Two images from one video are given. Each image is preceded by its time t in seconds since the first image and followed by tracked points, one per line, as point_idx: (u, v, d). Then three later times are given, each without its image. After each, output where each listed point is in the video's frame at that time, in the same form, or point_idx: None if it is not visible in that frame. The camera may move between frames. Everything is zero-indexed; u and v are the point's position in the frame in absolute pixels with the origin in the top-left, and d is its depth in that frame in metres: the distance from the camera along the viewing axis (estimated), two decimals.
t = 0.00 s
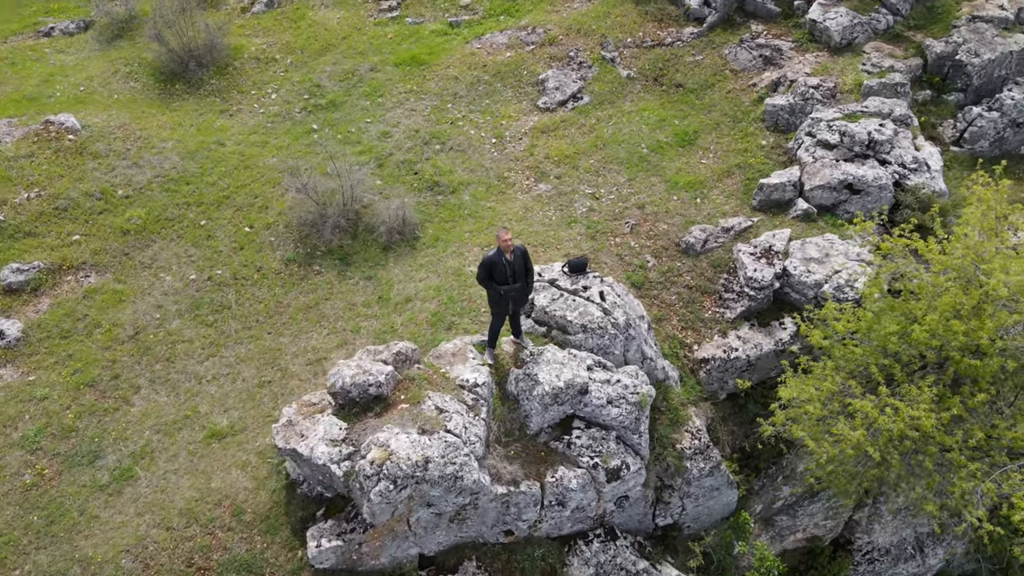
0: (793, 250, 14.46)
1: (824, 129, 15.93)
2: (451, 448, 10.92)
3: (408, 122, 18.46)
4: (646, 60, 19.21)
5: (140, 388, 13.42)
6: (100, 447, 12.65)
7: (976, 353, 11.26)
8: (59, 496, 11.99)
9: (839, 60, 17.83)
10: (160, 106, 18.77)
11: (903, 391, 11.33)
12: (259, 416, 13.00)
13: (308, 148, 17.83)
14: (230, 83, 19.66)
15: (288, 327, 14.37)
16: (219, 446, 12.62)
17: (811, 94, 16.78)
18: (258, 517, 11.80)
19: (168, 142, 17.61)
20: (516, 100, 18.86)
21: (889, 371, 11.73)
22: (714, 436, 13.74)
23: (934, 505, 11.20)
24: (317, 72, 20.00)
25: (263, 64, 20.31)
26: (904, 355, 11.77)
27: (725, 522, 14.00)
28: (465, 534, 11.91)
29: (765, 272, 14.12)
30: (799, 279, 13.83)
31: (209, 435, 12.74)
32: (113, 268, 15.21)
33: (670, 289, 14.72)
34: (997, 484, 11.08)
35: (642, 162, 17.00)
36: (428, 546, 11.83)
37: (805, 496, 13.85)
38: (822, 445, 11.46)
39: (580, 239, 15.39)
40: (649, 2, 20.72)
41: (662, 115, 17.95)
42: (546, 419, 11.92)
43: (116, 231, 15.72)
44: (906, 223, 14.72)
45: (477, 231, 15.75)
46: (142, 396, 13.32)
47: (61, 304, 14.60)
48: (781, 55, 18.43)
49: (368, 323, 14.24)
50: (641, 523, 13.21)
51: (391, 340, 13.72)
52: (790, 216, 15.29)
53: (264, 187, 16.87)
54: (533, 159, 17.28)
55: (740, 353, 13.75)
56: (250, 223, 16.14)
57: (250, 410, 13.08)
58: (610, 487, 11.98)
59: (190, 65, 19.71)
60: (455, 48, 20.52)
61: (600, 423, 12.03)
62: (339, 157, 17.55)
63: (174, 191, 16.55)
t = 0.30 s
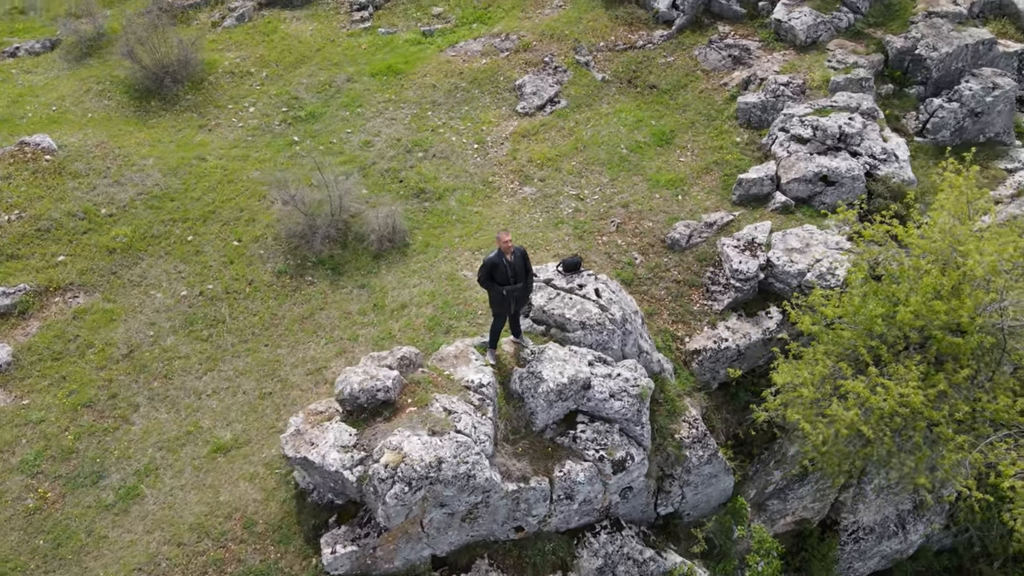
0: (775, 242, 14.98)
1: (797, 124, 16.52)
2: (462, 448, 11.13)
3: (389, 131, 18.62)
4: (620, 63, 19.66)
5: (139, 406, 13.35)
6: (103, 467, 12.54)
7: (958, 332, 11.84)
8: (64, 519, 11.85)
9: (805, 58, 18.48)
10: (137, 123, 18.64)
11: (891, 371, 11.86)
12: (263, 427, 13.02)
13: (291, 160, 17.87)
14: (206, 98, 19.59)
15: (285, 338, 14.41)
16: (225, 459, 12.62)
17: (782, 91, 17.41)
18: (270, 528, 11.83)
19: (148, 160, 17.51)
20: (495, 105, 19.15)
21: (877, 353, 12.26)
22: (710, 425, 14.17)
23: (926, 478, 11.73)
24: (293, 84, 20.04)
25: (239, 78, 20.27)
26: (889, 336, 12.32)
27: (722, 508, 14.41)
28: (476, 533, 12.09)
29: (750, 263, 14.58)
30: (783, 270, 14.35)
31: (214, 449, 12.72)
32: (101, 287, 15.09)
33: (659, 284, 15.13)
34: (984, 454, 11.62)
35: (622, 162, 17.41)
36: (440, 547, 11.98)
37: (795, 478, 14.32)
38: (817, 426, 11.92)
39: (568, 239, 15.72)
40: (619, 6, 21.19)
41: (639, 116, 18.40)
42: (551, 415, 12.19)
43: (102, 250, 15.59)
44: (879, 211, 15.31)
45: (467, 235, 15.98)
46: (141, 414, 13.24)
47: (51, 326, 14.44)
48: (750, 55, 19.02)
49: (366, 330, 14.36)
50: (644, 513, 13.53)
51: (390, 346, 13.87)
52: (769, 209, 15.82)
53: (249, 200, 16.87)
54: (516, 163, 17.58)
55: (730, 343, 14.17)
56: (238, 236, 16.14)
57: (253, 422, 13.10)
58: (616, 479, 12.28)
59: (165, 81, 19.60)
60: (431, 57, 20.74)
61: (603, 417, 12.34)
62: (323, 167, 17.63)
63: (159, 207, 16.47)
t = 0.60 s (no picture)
0: (757, 235, 15.52)
1: (770, 120, 17.13)
2: (475, 446, 11.36)
3: (371, 141, 18.78)
4: (594, 67, 20.12)
5: (141, 424, 13.29)
6: (109, 487, 12.46)
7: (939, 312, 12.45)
8: (73, 540, 11.74)
9: (773, 57, 19.15)
10: (115, 142, 18.50)
11: (878, 352, 12.43)
12: (269, 439, 13.07)
13: (275, 173, 17.92)
14: (183, 114, 19.52)
15: (284, 349, 14.48)
16: (233, 472, 12.65)
17: (753, 90, 18.02)
18: (284, 537, 11.90)
19: (131, 178, 17.40)
20: (474, 112, 19.44)
21: (863, 335, 12.82)
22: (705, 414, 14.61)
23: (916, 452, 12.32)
24: (271, 98, 20.07)
25: (215, 93, 20.23)
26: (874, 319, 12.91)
27: (719, 495, 14.86)
28: (488, 530, 12.30)
29: (735, 256, 15.11)
30: (767, 261, 14.90)
31: (221, 462, 12.74)
32: (92, 307, 14.97)
33: (648, 280, 15.55)
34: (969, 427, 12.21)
35: (604, 164, 17.84)
36: (454, 547, 12.17)
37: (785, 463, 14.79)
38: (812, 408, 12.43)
39: (557, 241, 16.06)
40: (589, 12, 21.65)
41: (617, 118, 18.87)
42: (557, 411, 12.49)
43: (91, 270, 15.46)
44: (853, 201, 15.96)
45: (457, 240, 16.23)
46: (144, 432, 13.19)
47: (44, 349, 14.28)
48: (719, 56, 19.64)
49: (365, 338, 14.50)
50: (646, 503, 13.89)
51: (391, 352, 14.03)
52: (749, 203, 16.36)
53: (236, 214, 16.87)
54: (500, 168, 17.89)
55: (720, 334, 14.65)
56: (228, 251, 16.14)
57: (258, 434, 13.14)
58: (622, 470, 12.61)
59: (141, 98, 19.47)
60: (407, 67, 20.95)
61: (606, 410, 12.67)
62: (308, 180, 17.73)
63: (145, 225, 16.40)
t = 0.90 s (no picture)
0: (738, 228, 16.09)
1: (744, 118, 17.75)
2: (487, 444, 11.63)
3: (354, 152, 18.95)
4: (568, 72, 20.58)
5: (145, 442, 13.25)
6: (117, 505, 12.40)
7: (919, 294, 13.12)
8: (85, 561, 11.65)
9: (741, 58, 19.83)
10: (94, 162, 18.34)
11: (864, 334, 13.04)
12: (276, 449, 13.16)
13: (259, 187, 17.97)
14: (161, 131, 19.43)
15: (283, 361, 14.56)
16: (243, 484, 12.70)
17: (725, 90, 18.66)
18: (300, 545, 11.99)
19: (113, 197, 17.28)
20: (454, 120, 19.74)
21: (848, 319, 13.44)
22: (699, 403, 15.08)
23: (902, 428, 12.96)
24: (249, 112, 20.09)
25: (192, 109, 20.19)
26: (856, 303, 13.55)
27: (714, 482, 15.38)
28: (500, 527, 12.57)
29: (719, 250, 15.63)
30: (749, 253, 15.48)
31: (230, 475, 12.79)
32: (85, 328, 14.85)
33: (636, 276, 16.00)
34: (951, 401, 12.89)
35: (585, 166, 18.28)
36: (467, 544, 12.41)
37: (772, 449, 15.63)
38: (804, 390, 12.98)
39: (545, 242, 16.43)
40: (560, 19, 22.08)
41: (594, 121, 19.34)
42: (561, 406, 12.82)
43: (80, 291, 15.34)
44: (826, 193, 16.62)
45: (447, 246, 16.49)
46: (148, 449, 13.16)
47: (38, 372, 14.12)
48: (689, 58, 20.27)
49: (364, 345, 14.65)
50: (648, 493, 14.29)
51: (391, 358, 14.22)
52: (728, 199, 16.93)
53: (224, 229, 16.88)
54: (484, 174, 18.21)
55: (709, 325, 15.15)
56: (219, 265, 16.16)
57: (265, 445, 13.22)
58: (626, 461, 12.99)
59: (117, 117, 19.33)
60: (383, 77, 21.17)
61: (608, 403, 13.04)
62: (293, 192, 17.83)
63: (132, 243, 16.31)
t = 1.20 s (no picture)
0: (719, 223, 16.70)
1: (716, 117, 18.41)
2: (497, 440, 11.94)
3: (336, 163, 19.12)
4: (542, 78, 21.06)
5: (151, 458, 13.24)
6: (127, 523, 12.37)
7: (896, 276, 13.84)
8: None
9: (708, 59, 20.55)
10: (72, 182, 18.18)
11: (847, 317, 13.71)
12: (284, 458, 13.28)
13: (244, 201, 18.04)
14: (139, 150, 19.35)
15: (283, 371, 14.68)
16: (254, 494, 12.79)
17: (696, 90, 19.32)
18: (316, 550, 12.14)
19: (97, 217, 17.18)
20: (433, 128, 20.05)
21: (831, 303, 14.11)
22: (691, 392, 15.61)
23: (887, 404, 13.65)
24: (227, 127, 20.13)
25: (168, 126, 20.14)
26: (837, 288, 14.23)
27: (708, 468, 15.89)
28: (511, 521, 12.86)
29: (702, 244, 16.20)
30: (731, 246, 16.09)
31: (240, 486, 12.87)
32: (79, 348, 14.76)
33: (624, 273, 16.47)
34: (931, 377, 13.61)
35: (565, 169, 18.74)
36: (479, 540, 12.67)
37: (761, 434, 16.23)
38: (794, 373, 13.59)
39: (533, 244, 16.82)
40: (530, 26, 22.52)
41: (571, 125, 19.84)
42: (564, 400, 13.19)
43: (71, 311, 15.23)
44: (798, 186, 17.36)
45: (437, 251, 16.78)
46: (155, 465, 13.15)
47: (34, 394, 14.00)
48: (658, 61, 20.93)
49: (363, 352, 14.85)
50: (647, 482, 14.73)
51: (392, 363, 14.45)
52: (705, 194, 17.53)
53: (212, 244, 16.92)
54: (467, 180, 18.55)
55: (696, 317, 15.69)
56: (210, 280, 16.19)
57: (273, 454, 13.33)
58: (628, 450, 13.40)
59: (93, 136, 19.20)
60: (359, 89, 21.38)
61: (609, 395, 13.44)
62: (279, 205, 17.94)
63: (120, 262, 16.24)
